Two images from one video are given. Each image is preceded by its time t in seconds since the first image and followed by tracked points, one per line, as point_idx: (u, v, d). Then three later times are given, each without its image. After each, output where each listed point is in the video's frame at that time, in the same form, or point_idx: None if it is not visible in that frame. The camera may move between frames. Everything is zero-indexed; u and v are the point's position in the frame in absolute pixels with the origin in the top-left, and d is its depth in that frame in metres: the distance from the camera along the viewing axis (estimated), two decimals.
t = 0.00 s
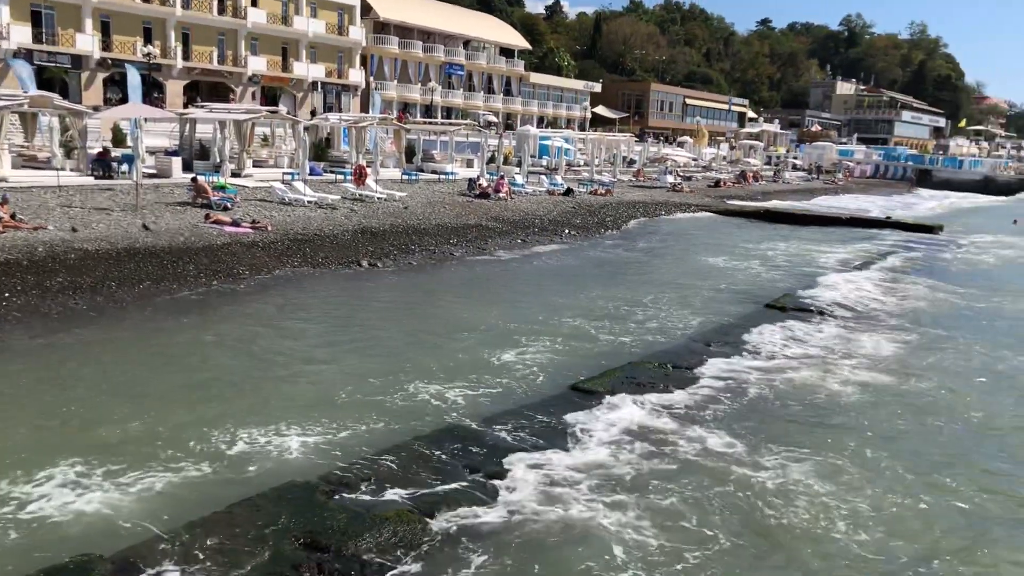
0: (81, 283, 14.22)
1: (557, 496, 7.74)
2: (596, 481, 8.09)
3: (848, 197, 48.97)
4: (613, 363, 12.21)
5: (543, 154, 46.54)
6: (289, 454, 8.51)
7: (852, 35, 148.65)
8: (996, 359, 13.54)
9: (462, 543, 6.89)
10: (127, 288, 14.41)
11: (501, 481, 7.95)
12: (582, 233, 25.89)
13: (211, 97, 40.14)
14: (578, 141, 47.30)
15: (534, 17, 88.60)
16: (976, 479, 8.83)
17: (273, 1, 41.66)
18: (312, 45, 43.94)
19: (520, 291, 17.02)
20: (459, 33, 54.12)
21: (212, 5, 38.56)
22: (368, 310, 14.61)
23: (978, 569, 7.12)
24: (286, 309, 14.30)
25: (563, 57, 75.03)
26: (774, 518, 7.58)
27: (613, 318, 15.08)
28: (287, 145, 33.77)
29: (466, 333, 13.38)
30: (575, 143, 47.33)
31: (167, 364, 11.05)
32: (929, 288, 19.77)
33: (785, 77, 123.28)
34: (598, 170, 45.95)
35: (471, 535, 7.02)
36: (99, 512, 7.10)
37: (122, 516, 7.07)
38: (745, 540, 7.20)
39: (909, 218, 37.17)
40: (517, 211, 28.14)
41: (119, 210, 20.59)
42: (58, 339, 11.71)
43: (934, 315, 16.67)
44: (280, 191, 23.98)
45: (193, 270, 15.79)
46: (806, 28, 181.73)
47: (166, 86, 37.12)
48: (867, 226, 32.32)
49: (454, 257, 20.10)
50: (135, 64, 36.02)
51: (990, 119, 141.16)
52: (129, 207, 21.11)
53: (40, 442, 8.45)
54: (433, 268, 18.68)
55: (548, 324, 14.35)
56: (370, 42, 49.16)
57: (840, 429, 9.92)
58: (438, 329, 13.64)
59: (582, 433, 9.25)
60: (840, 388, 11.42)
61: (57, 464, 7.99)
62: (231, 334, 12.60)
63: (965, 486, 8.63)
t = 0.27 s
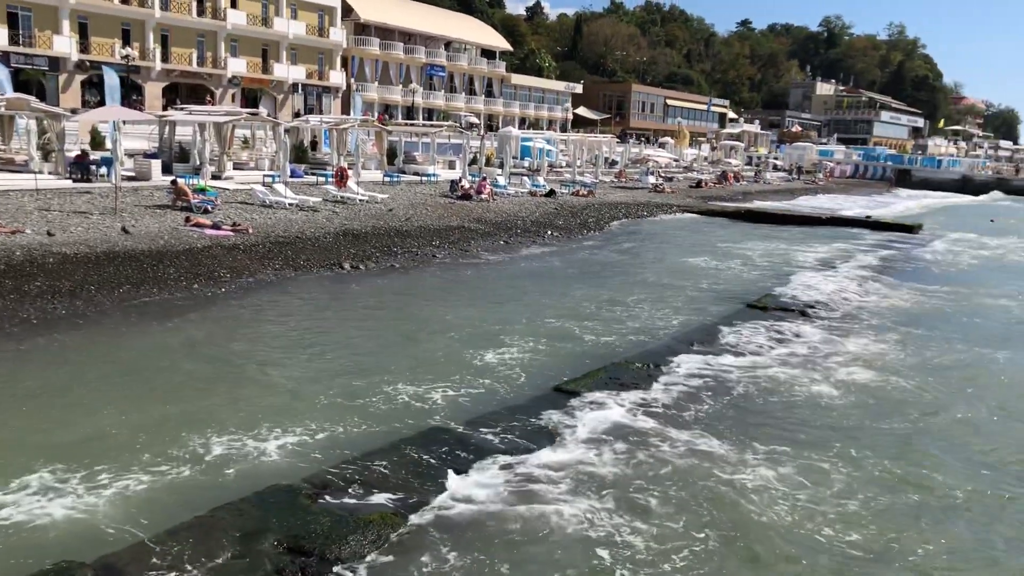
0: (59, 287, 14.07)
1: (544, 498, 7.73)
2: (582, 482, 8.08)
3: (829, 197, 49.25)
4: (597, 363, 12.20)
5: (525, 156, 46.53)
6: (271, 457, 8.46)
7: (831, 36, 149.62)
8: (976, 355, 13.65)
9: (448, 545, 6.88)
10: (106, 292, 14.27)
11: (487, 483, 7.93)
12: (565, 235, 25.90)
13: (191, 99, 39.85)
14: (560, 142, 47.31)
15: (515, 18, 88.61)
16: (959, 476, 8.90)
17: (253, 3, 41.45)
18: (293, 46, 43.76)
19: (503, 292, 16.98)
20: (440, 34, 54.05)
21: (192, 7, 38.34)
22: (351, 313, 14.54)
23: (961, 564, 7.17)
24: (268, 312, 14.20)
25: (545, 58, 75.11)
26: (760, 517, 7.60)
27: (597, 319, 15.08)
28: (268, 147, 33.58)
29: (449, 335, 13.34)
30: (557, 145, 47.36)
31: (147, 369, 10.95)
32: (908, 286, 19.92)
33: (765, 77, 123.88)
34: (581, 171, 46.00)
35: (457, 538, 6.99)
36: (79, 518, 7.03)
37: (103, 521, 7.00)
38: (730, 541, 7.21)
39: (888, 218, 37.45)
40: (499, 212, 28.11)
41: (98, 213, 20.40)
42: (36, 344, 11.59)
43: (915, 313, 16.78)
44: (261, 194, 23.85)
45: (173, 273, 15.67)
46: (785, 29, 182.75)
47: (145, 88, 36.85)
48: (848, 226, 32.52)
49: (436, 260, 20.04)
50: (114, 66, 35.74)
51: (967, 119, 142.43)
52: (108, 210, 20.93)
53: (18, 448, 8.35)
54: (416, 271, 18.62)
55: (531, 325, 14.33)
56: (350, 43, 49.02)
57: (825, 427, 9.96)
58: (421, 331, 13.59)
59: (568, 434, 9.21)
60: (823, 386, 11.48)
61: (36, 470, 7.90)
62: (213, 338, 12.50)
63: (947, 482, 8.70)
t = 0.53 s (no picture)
0: (47, 292, 14.02)
1: (538, 501, 7.76)
2: (575, 485, 8.12)
3: (816, 198, 49.49)
4: (587, 365, 12.24)
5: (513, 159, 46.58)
6: (262, 461, 8.47)
7: (817, 38, 150.35)
8: (964, 354, 13.77)
9: (444, 548, 6.91)
10: (94, 297, 14.22)
11: (481, 487, 7.96)
12: (554, 237, 25.94)
13: (178, 103, 39.74)
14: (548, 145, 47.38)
15: (502, 21, 88.67)
16: (948, 473, 8.98)
17: (239, 6, 41.39)
18: (280, 50, 43.72)
19: (492, 295, 17.02)
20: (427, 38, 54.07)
21: (178, 11, 38.25)
22: (341, 317, 14.53)
23: (950, 561, 7.24)
24: (258, 317, 14.17)
25: (533, 61, 75.21)
26: (753, 518, 7.66)
27: (587, 321, 15.14)
28: (256, 151, 33.53)
29: (439, 338, 13.36)
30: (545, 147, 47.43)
31: (136, 374, 10.93)
32: (894, 286, 20.08)
33: (751, 80, 124.37)
34: (569, 173, 46.08)
35: (453, 541, 7.02)
36: (70, 523, 7.04)
37: (94, 526, 7.01)
38: (724, 542, 7.26)
39: (874, 218, 37.70)
40: (488, 215, 28.15)
41: (86, 219, 20.34)
42: (24, 350, 11.55)
43: (902, 313, 16.91)
44: (249, 197, 23.82)
45: (161, 278, 15.63)
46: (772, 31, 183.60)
47: (132, 92, 36.72)
48: (835, 227, 32.71)
49: (426, 263, 20.05)
50: (100, 70, 35.62)
51: (952, 120, 143.37)
52: (96, 215, 20.86)
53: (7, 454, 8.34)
54: (406, 274, 18.63)
55: (521, 327, 14.37)
56: (338, 47, 48.98)
57: (815, 426, 10.03)
58: (412, 334, 13.61)
59: (559, 436, 9.24)
60: (812, 386, 11.56)
61: (25, 476, 7.89)
62: (202, 343, 12.48)
63: (936, 479, 8.79)
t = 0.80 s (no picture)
0: (38, 297, 13.96)
1: (535, 506, 7.75)
2: (572, 490, 8.11)
3: (807, 200, 49.65)
4: (581, 366, 12.28)
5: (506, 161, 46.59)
6: (254, 465, 8.45)
7: (807, 41, 150.85)
8: (953, 352, 13.89)
9: (443, 554, 6.90)
10: (84, 302, 14.16)
11: (477, 491, 7.95)
12: (546, 240, 25.98)
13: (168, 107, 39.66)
14: (540, 148, 47.43)
15: (494, 24, 88.71)
16: (942, 472, 9.00)
17: (230, 11, 41.35)
18: (271, 54, 43.68)
19: (484, 298, 17.01)
20: (419, 41, 54.07)
21: (169, 15, 38.17)
22: (334, 320, 14.54)
23: (942, 557, 7.32)
24: (251, 321, 14.14)
25: (524, 64, 75.26)
26: (749, 520, 7.67)
27: (580, 323, 15.17)
28: (247, 155, 33.47)
29: (434, 342, 13.38)
30: (537, 151, 47.47)
31: (128, 379, 10.90)
32: (885, 287, 20.13)
33: (742, 82, 124.67)
34: (561, 176, 46.13)
35: (451, 547, 7.01)
36: (61, 528, 7.02)
37: (86, 531, 6.99)
38: (721, 545, 7.27)
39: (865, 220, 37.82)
40: (481, 218, 28.17)
41: (76, 223, 20.27)
42: (15, 356, 11.50)
43: (894, 313, 16.96)
44: (241, 201, 23.77)
45: (153, 282, 15.58)
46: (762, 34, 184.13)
47: (123, 97, 36.63)
48: (826, 228, 32.81)
49: (418, 266, 20.02)
50: (91, 75, 35.51)
51: (942, 122, 143.99)
52: (87, 220, 20.80)
53: None
54: (398, 278, 18.62)
55: (515, 329, 14.40)
56: (329, 51, 48.95)
57: (809, 428, 10.04)
58: (406, 337, 13.62)
59: (554, 440, 9.22)
60: (805, 387, 11.58)
61: (18, 481, 7.87)
62: (195, 347, 12.46)
63: (930, 479, 8.80)
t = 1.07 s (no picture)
0: (30, 304, 13.89)
1: (533, 510, 7.72)
2: (570, 493, 8.08)
3: (800, 203, 49.77)
4: (576, 369, 12.27)
5: (499, 165, 46.58)
6: (247, 471, 8.41)
7: (799, 44, 151.34)
8: (946, 353, 13.92)
9: (443, 557, 6.87)
10: (76, 308, 14.09)
11: (475, 495, 7.91)
12: (540, 244, 25.99)
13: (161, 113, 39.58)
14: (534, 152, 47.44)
15: (487, 29, 88.81)
16: (939, 473, 9.00)
17: (222, 16, 41.32)
18: (264, 59, 43.65)
19: (478, 302, 16.97)
20: (411, 46, 54.09)
21: (161, 20, 38.10)
22: (328, 325, 14.52)
23: (936, 557, 7.34)
24: (244, 327, 14.11)
25: (517, 68, 75.35)
26: (748, 523, 7.67)
27: (574, 326, 15.17)
28: (240, 160, 33.42)
29: (428, 346, 13.37)
30: (530, 154, 47.49)
31: (119, 385, 10.85)
32: (879, 289, 20.16)
33: (735, 85, 124.98)
34: (554, 180, 46.15)
35: (452, 551, 6.98)
36: (53, 536, 6.97)
37: (78, 538, 6.95)
38: (720, 548, 7.26)
39: (858, 222, 37.90)
40: (474, 222, 28.17)
41: (68, 229, 20.21)
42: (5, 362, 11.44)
43: (888, 314, 16.99)
44: (234, 206, 23.72)
45: (146, 288, 15.53)
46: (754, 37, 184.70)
47: (115, 103, 36.54)
48: (820, 230, 32.88)
49: (412, 271, 19.99)
50: (83, 80, 35.41)
51: (934, 124, 144.53)
52: (79, 226, 20.73)
53: None
54: (392, 283, 18.58)
55: (509, 333, 14.39)
56: (322, 55, 48.91)
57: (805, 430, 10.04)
58: (400, 341, 13.61)
59: (551, 445, 9.19)
60: (799, 389, 11.59)
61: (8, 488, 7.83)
62: (187, 353, 12.42)
63: (926, 480, 8.80)
